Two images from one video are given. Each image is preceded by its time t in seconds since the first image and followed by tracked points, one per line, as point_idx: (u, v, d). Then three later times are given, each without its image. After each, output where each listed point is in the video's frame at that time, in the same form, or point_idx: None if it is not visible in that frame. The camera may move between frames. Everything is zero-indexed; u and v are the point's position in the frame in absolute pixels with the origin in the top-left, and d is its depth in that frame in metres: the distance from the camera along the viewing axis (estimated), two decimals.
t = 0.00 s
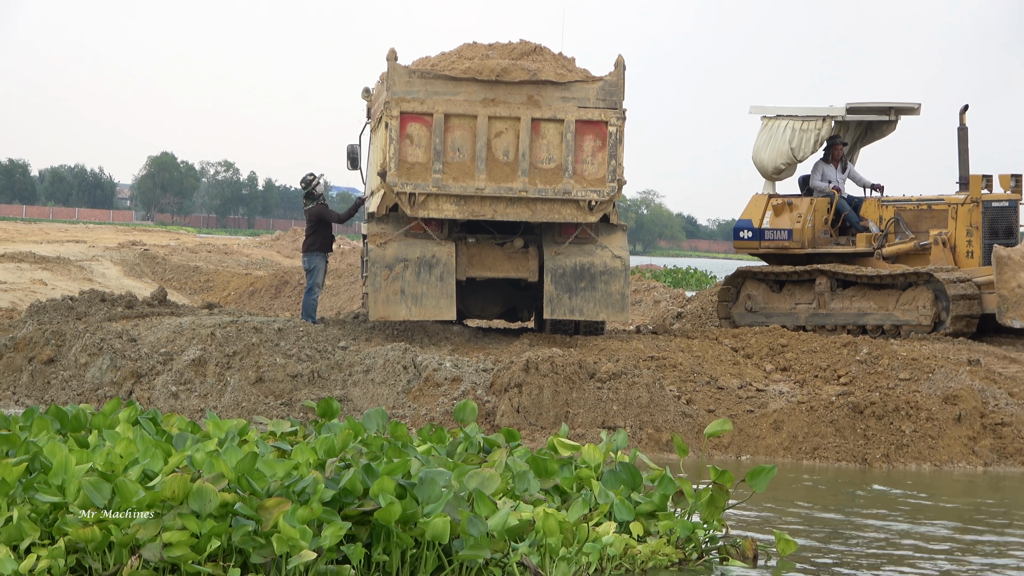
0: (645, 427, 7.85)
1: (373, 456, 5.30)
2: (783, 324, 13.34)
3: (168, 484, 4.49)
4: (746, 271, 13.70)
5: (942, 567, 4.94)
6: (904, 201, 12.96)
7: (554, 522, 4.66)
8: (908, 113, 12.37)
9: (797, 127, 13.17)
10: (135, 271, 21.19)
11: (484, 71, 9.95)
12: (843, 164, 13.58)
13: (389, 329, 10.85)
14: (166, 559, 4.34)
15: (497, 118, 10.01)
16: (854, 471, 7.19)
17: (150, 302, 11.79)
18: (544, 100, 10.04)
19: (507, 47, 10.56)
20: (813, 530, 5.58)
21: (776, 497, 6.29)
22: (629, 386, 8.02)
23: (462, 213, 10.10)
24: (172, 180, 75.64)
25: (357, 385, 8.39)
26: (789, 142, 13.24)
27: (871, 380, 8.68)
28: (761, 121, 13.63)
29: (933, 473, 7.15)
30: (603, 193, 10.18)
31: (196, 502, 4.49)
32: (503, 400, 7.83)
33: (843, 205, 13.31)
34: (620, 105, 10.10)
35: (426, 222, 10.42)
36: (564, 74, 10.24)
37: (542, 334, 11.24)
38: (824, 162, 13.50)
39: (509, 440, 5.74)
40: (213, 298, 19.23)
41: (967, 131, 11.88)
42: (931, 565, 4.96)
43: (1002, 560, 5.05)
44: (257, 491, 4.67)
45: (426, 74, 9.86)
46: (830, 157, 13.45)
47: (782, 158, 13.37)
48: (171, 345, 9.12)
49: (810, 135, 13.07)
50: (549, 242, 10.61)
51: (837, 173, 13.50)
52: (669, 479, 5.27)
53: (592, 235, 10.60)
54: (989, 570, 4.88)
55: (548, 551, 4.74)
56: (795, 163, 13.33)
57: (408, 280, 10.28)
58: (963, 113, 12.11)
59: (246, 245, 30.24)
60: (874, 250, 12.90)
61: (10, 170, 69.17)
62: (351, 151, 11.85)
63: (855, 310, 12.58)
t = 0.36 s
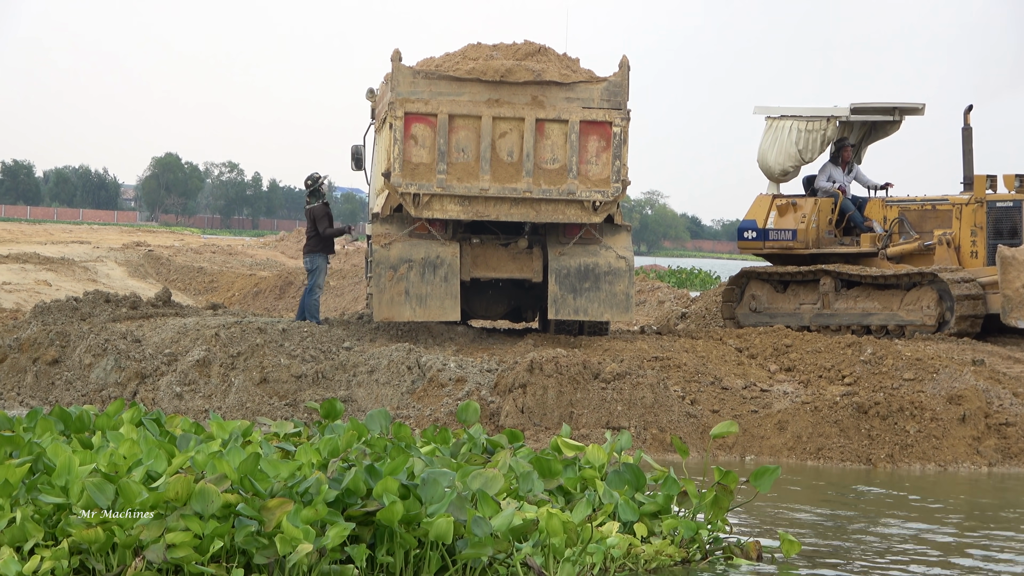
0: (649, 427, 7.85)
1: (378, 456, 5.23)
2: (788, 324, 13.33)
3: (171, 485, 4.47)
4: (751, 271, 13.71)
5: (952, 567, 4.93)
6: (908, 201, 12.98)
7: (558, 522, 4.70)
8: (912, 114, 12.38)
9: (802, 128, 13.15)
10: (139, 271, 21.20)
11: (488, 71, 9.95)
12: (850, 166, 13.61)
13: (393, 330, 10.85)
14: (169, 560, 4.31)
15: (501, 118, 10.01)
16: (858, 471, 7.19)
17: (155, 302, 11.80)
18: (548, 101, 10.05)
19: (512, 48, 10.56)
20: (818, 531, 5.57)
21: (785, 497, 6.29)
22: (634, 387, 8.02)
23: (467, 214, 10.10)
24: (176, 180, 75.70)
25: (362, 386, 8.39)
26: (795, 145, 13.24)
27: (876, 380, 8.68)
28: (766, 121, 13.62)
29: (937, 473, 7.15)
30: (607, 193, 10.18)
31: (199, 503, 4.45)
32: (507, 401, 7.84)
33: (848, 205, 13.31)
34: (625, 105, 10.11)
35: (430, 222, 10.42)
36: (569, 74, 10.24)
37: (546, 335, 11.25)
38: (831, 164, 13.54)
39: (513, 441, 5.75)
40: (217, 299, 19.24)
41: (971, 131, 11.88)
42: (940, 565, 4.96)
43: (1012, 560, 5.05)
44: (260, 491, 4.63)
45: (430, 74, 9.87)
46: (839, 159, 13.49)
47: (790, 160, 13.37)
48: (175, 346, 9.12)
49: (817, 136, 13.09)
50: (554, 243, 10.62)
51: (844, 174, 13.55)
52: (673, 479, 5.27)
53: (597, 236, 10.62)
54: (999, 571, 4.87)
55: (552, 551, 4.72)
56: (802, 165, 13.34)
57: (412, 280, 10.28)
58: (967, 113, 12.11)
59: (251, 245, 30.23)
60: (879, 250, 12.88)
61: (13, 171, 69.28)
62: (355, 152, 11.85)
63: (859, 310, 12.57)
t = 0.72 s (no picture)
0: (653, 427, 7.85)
1: (380, 457, 5.22)
2: (791, 325, 13.32)
3: (173, 485, 4.45)
4: (754, 272, 13.70)
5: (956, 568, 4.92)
6: (911, 202, 12.99)
7: (561, 522, 4.67)
8: (915, 114, 12.38)
9: (804, 128, 13.16)
10: (143, 272, 21.23)
11: (491, 72, 9.92)
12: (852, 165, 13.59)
13: (396, 330, 10.85)
14: (171, 560, 4.30)
15: (504, 119, 10.01)
16: (862, 472, 7.19)
17: (158, 303, 11.80)
18: (551, 101, 10.05)
19: (515, 48, 10.56)
20: (822, 532, 5.56)
21: (788, 498, 6.29)
22: (637, 387, 8.02)
23: (470, 215, 10.10)
24: (180, 181, 75.70)
25: (365, 386, 8.39)
26: (797, 144, 13.24)
27: (879, 381, 8.69)
28: (769, 122, 13.64)
29: (941, 473, 7.15)
30: (610, 194, 10.18)
31: (201, 503, 4.44)
32: (511, 402, 7.84)
33: (852, 206, 13.29)
34: (628, 106, 10.11)
35: (434, 223, 10.44)
36: (572, 74, 10.24)
37: (550, 335, 11.26)
38: (833, 164, 13.53)
39: (516, 442, 5.73)
40: (221, 300, 19.26)
41: (974, 131, 11.88)
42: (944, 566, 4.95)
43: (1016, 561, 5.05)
44: (263, 491, 4.62)
45: (434, 75, 9.87)
46: (840, 159, 13.49)
47: (791, 159, 13.35)
48: (179, 347, 9.13)
49: (819, 136, 13.08)
50: (557, 243, 10.63)
51: (847, 175, 13.55)
52: (676, 479, 5.27)
53: (600, 236, 10.62)
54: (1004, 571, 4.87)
55: (555, 551, 4.70)
56: (804, 164, 13.32)
57: (415, 281, 10.28)
58: (970, 113, 12.11)
59: (254, 246, 30.24)
60: (882, 250, 12.87)
61: (17, 171, 69.41)
62: (358, 152, 11.86)
63: (863, 310, 12.58)
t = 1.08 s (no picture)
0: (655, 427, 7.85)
1: (381, 456, 5.21)
2: (793, 325, 13.32)
3: (174, 484, 4.43)
4: (756, 272, 13.70)
5: (961, 567, 4.93)
6: (913, 202, 13.00)
7: (561, 521, 4.66)
8: (918, 114, 12.38)
9: (806, 128, 13.17)
10: (145, 272, 21.24)
11: (494, 72, 9.95)
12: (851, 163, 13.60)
13: (398, 330, 10.86)
14: (172, 559, 4.29)
15: (506, 119, 10.01)
16: (863, 472, 7.18)
17: (160, 303, 11.81)
18: (553, 101, 10.04)
19: (517, 48, 10.56)
20: (821, 532, 5.55)
21: (792, 497, 6.29)
22: (639, 387, 8.02)
23: (472, 215, 10.10)
24: (180, 180, 75.74)
25: (367, 386, 8.39)
26: (798, 143, 13.23)
27: (881, 381, 8.68)
28: (771, 122, 13.65)
29: (943, 473, 7.15)
30: (612, 194, 10.19)
31: (202, 503, 4.42)
32: (513, 401, 7.84)
33: (853, 206, 13.35)
34: (630, 106, 10.11)
35: (436, 223, 10.44)
36: (574, 74, 10.24)
37: (552, 335, 11.26)
38: (830, 163, 13.51)
39: (517, 441, 5.71)
40: (223, 299, 19.26)
41: (976, 131, 11.88)
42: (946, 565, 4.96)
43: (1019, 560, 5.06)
44: (263, 491, 4.60)
45: (435, 75, 9.87)
46: (838, 156, 13.48)
47: (791, 158, 13.33)
48: (181, 347, 9.14)
49: (821, 136, 13.08)
50: (559, 244, 10.63)
51: (846, 173, 13.53)
52: (677, 479, 5.27)
53: (602, 236, 10.62)
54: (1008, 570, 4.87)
55: (557, 549, 4.69)
56: (804, 163, 13.30)
57: (417, 281, 10.28)
58: (973, 113, 12.11)
59: (256, 245, 30.25)
60: (884, 250, 12.89)
61: (19, 171, 69.44)
62: (360, 152, 11.86)
63: (865, 310, 12.58)
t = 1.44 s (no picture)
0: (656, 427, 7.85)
1: (381, 454, 5.20)
2: (794, 324, 13.32)
3: (174, 482, 4.42)
4: (757, 272, 13.71)
5: (963, 566, 4.93)
6: (914, 202, 12.99)
7: (561, 520, 4.66)
8: (919, 114, 12.38)
9: (807, 128, 13.17)
10: (146, 271, 21.25)
11: (495, 71, 9.93)
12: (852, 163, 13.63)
13: (399, 329, 10.86)
14: (171, 557, 4.27)
15: (508, 118, 10.01)
16: (864, 471, 7.18)
17: (161, 302, 11.81)
18: (555, 101, 10.04)
19: (519, 48, 10.55)
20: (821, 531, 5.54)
21: (794, 497, 6.29)
22: (640, 387, 8.02)
23: (473, 214, 10.10)
24: (181, 179, 75.73)
25: (368, 385, 8.39)
26: (799, 142, 13.23)
27: (882, 381, 8.68)
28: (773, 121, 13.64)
29: (944, 473, 7.16)
30: (614, 194, 10.19)
31: (202, 501, 4.40)
32: (514, 401, 7.83)
33: (854, 205, 13.35)
34: (631, 106, 10.11)
35: (437, 223, 10.43)
36: (576, 74, 10.23)
37: (553, 334, 11.26)
38: (831, 162, 13.52)
39: (517, 440, 5.69)
40: (224, 299, 19.26)
41: (978, 131, 11.88)
42: (947, 564, 4.96)
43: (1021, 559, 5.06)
44: (263, 489, 4.59)
45: (437, 74, 9.86)
46: (839, 155, 13.50)
47: (792, 156, 13.33)
48: (182, 346, 9.14)
49: (823, 135, 13.08)
50: (560, 243, 10.62)
51: (847, 172, 13.54)
52: (677, 478, 5.26)
53: (603, 236, 10.62)
54: (1009, 570, 4.87)
55: (557, 548, 4.68)
56: (805, 162, 13.31)
57: (418, 281, 10.29)
58: (974, 113, 12.11)
59: (257, 245, 30.26)
60: (885, 250, 12.89)
61: (20, 169, 69.39)
62: (362, 151, 11.84)
63: (867, 310, 12.58)
